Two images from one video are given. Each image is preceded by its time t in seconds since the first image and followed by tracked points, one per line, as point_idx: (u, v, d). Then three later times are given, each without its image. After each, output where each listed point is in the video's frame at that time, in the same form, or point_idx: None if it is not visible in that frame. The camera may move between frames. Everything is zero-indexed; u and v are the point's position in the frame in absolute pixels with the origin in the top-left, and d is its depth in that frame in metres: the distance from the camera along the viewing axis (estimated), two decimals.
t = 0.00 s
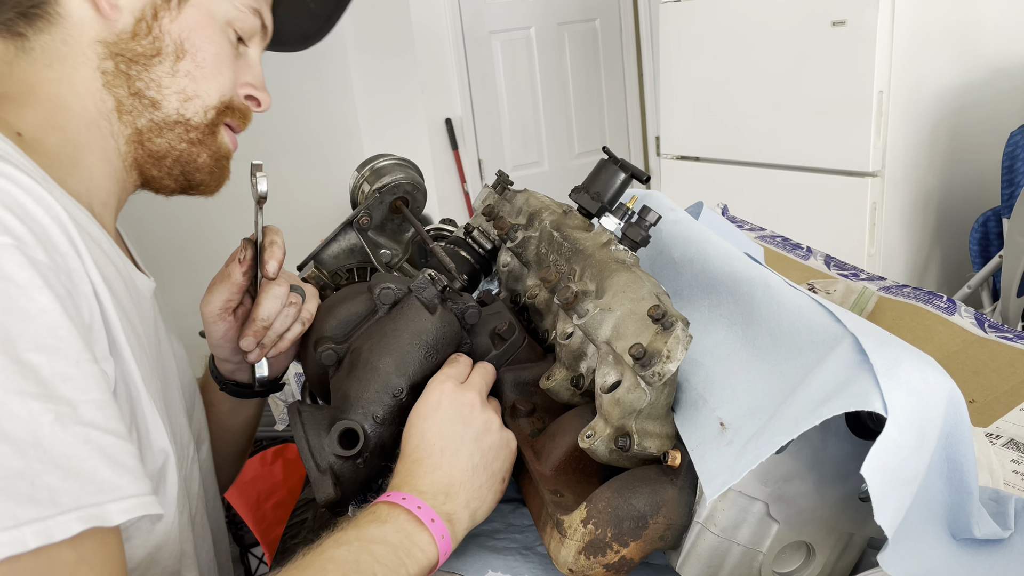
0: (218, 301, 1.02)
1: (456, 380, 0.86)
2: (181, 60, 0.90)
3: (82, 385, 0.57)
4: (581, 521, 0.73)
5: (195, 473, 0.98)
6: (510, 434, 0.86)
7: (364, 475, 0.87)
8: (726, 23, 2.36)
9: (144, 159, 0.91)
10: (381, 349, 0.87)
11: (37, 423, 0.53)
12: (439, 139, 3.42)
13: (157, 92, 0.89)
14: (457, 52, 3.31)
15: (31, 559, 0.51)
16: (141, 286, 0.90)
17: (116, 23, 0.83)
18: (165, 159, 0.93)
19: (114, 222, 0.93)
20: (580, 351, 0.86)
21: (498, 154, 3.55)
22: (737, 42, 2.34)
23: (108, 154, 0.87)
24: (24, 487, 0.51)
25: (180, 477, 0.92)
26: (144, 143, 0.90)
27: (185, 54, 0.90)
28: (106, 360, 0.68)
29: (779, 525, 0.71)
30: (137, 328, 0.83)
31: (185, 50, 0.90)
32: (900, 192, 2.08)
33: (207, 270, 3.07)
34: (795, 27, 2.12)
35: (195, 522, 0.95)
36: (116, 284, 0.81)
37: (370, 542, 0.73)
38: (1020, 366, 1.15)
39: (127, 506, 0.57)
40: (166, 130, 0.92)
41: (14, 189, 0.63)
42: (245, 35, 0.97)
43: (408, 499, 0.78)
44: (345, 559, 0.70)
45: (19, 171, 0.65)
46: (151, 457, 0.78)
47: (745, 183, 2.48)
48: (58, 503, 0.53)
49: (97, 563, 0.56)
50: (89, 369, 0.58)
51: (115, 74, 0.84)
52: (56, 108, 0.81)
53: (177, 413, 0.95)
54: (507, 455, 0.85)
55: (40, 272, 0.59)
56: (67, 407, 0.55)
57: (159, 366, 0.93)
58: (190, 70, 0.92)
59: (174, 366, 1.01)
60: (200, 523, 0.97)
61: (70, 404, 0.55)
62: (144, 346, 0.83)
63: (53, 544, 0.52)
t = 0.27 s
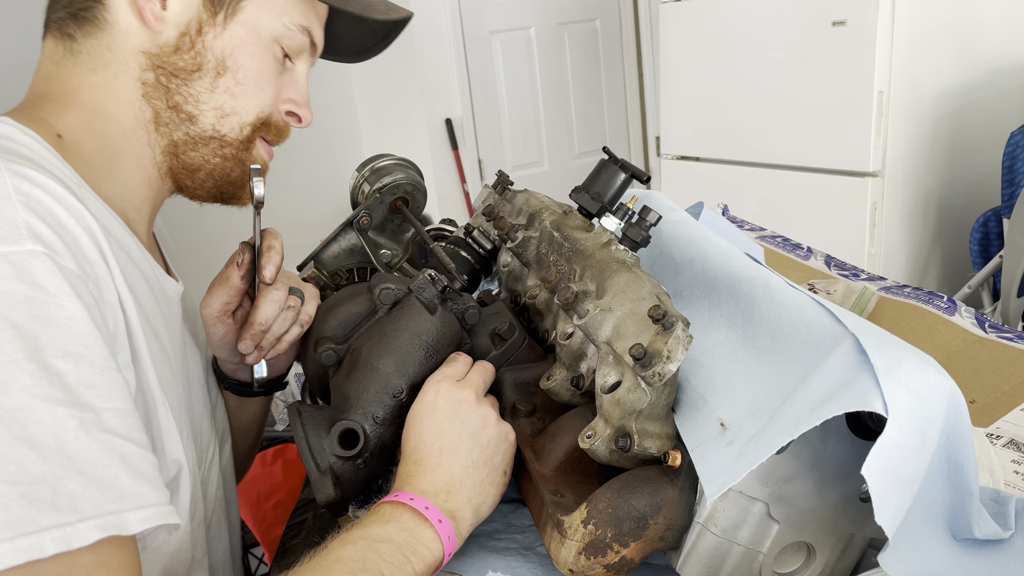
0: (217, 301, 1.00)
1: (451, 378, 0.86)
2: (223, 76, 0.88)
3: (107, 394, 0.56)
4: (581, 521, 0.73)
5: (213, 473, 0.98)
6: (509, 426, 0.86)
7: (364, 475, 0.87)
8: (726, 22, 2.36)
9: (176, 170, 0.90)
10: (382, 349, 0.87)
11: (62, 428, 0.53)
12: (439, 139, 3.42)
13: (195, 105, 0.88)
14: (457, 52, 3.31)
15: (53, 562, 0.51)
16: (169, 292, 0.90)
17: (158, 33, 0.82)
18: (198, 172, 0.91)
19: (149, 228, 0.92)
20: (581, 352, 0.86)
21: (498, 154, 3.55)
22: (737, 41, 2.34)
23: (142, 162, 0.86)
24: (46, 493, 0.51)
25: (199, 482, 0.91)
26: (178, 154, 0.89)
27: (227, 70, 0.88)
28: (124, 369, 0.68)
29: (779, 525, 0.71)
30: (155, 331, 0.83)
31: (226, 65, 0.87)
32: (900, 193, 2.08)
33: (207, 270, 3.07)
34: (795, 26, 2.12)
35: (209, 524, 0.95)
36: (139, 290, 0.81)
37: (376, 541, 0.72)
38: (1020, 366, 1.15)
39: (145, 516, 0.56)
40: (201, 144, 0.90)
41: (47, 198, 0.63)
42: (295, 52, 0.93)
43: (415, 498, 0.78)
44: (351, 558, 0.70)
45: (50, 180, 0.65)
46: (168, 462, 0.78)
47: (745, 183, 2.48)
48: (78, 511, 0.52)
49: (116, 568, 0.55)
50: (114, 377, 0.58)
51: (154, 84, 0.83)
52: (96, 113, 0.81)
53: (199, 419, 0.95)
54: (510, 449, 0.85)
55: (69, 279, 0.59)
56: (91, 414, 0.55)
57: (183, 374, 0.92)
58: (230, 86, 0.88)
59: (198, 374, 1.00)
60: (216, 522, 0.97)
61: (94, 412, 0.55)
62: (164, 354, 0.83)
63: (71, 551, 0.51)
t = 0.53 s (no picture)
0: (216, 303, 0.98)
1: (452, 388, 0.86)
2: (251, 84, 0.87)
3: (125, 399, 0.56)
4: (581, 521, 0.73)
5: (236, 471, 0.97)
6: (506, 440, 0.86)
7: (364, 475, 0.87)
8: (727, 22, 2.36)
9: (198, 173, 0.91)
10: (382, 349, 0.87)
11: (78, 434, 0.52)
12: (439, 139, 3.42)
13: (221, 110, 0.87)
14: (457, 52, 3.31)
15: (69, 569, 0.51)
16: (187, 289, 0.90)
17: (189, 38, 0.82)
18: (220, 175, 0.92)
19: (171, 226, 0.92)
20: (581, 352, 0.86)
21: (498, 154, 3.55)
22: (737, 41, 2.34)
23: (167, 163, 0.86)
24: (62, 499, 0.51)
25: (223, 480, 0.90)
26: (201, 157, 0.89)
27: (256, 79, 0.87)
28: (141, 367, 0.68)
29: (780, 526, 0.71)
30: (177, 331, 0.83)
31: (254, 73, 0.87)
32: (901, 193, 2.08)
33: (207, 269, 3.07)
34: (795, 26, 2.12)
35: (234, 519, 0.94)
36: (161, 289, 0.81)
37: (373, 551, 0.72)
38: (1020, 366, 1.15)
39: (162, 522, 0.56)
40: (225, 149, 0.90)
41: (69, 201, 0.63)
42: (322, 59, 0.92)
43: (410, 509, 0.78)
44: (350, 568, 0.69)
45: (72, 182, 0.65)
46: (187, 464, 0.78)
47: (745, 183, 2.48)
48: (94, 517, 0.52)
49: None
50: (133, 382, 0.57)
51: (181, 89, 0.83)
52: (123, 113, 0.81)
53: (220, 417, 0.94)
54: (504, 463, 0.85)
55: (87, 283, 0.58)
56: (110, 420, 0.55)
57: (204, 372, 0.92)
58: (257, 94, 0.88)
59: (216, 372, 1.00)
60: (240, 517, 0.96)
61: (112, 417, 0.55)
62: (184, 354, 0.83)
63: (85, 558, 0.51)
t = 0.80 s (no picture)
0: (217, 301, 0.98)
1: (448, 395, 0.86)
2: (266, 86, 0.88)
3: (137, 389, 0.56)
4: (581, 521, 0.73)
5: (246, 470, 0.97)
6: (497, 452, 0.86)
7: (364, 475, 0.87)
8: (727, 22, 2.36)
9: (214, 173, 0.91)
10: (383, 349, 0.87)
11: (88, 424, 0.52)
12: (439, 139, 3.42)
13: (238, 111, 0.88)
14: (457, 52, 3.31)
15: (73, 561, 0.51)
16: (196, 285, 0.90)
17: (208, 40, 0.82)
18: (234, 176, 0.92)
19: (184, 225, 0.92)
20: (581, 352, 0.86)
21: (498, 154, 3.56)
22: (737, 41, 2.34)
23: (183, 163, 0.86)
24: (69, 490, 0.51)
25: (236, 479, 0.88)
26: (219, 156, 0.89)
27: (272, 81, 0.88)
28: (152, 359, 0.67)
29: (780, 525, 0.71)
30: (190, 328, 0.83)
31: (271, 75, 0.87)
32: (901, 193, 2.08)
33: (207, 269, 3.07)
34: (795, 26, 2.12)
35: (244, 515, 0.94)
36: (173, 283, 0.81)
37: (361, 554, 0.73)
38: (1020, 366, 1.15)
39: (170, 514, 0.56)
40: (240, 150, 0.91)
41: (83, 192, 0.64)
42: (337, 63, 0.93)
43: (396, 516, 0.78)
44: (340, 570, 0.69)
45: (87, 174, 0.66)
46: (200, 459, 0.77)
47: (745, 183, 2.48)
48: (100, 509, 0.52)
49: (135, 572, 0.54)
50: (143, 373, 0.57)
51: (199, 89, 0.83)
52: (140, 113, 0.81)
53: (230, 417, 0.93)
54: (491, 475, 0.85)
55: (99, 275, 0.58)
56: (120, 411, 0.54)
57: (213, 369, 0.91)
58: (273, 96, 0.89)
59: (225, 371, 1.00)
60: (248, 516, 0.96)
61: (123, 408, 0.55)
62: (196, 348, 0.83)
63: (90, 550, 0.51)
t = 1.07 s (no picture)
0: (216, 302, 0.99)
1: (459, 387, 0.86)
2: (264, 87, 0.87)
3: (139, 387, 0.56)
4: (581, 521, 0.73)
5: (242, 472, 0.97)
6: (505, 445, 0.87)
7: (364, 475, 0.87)
8: (727, 22, 2.36)
9: (211, 173, 0.90)
10: (383, 349, 0.87)
11: (89, 418, 0.52)
12: (439, 139, 3.41)
13: (235, 111, 0.87)
14: (457, 52, 3.31)
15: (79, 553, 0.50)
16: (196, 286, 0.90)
17: (204, 41, 0.82)
18: (233, 177, 0.92)
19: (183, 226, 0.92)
20: (581, 352, 0.86)
21: (498, 154, 3.56)
22: (737, 41, 2.34)
23: (181, 163, 0.86)
24: (72, 481, 0.50)
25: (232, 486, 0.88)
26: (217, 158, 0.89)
27: (270, 82, 0.87)
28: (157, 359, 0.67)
29: (780, 525, 0.71)
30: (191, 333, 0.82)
31: (269, 76, 0.87)
32: (901, 192, 2.08)
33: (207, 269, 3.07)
34: (795, 26, 2.12)
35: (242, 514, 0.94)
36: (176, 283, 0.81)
37: (373, 543, 0.72)
38: (1020, 366, 1.15)
39: (168, 514, 0.55)
40: (239, 151, 0.90)
41: (89, 191, 0.64)
42: (337, 63, 0.92)
43: (408, 505, 0.77)
44: (351, 560, 0.69)
45: (94, 175, 0.66)
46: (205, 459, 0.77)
47: (745, 183, 2.48)
48: (103, 501, 0.51)
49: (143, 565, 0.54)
50: (145, 370, 0.57)
51: (196, 89, 0.83)
52: (138, 114, 0.81)
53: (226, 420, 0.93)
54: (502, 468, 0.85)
55: (107, 272, 0.58)
56: (121, 408, 0.54)
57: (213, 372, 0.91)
58: (271, 97, 0.88)
59: (222, 374, 1.00)
60: (246, 515, 0.96)
61: (124, 405, 0.54)
62: (197, 348, 0.83)
63: (91, 542, 0.50)
